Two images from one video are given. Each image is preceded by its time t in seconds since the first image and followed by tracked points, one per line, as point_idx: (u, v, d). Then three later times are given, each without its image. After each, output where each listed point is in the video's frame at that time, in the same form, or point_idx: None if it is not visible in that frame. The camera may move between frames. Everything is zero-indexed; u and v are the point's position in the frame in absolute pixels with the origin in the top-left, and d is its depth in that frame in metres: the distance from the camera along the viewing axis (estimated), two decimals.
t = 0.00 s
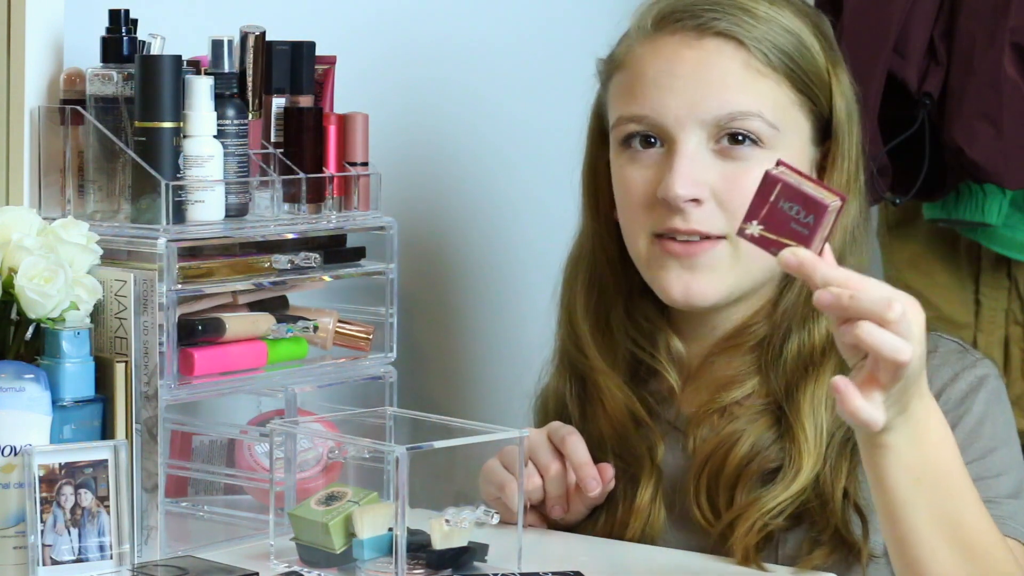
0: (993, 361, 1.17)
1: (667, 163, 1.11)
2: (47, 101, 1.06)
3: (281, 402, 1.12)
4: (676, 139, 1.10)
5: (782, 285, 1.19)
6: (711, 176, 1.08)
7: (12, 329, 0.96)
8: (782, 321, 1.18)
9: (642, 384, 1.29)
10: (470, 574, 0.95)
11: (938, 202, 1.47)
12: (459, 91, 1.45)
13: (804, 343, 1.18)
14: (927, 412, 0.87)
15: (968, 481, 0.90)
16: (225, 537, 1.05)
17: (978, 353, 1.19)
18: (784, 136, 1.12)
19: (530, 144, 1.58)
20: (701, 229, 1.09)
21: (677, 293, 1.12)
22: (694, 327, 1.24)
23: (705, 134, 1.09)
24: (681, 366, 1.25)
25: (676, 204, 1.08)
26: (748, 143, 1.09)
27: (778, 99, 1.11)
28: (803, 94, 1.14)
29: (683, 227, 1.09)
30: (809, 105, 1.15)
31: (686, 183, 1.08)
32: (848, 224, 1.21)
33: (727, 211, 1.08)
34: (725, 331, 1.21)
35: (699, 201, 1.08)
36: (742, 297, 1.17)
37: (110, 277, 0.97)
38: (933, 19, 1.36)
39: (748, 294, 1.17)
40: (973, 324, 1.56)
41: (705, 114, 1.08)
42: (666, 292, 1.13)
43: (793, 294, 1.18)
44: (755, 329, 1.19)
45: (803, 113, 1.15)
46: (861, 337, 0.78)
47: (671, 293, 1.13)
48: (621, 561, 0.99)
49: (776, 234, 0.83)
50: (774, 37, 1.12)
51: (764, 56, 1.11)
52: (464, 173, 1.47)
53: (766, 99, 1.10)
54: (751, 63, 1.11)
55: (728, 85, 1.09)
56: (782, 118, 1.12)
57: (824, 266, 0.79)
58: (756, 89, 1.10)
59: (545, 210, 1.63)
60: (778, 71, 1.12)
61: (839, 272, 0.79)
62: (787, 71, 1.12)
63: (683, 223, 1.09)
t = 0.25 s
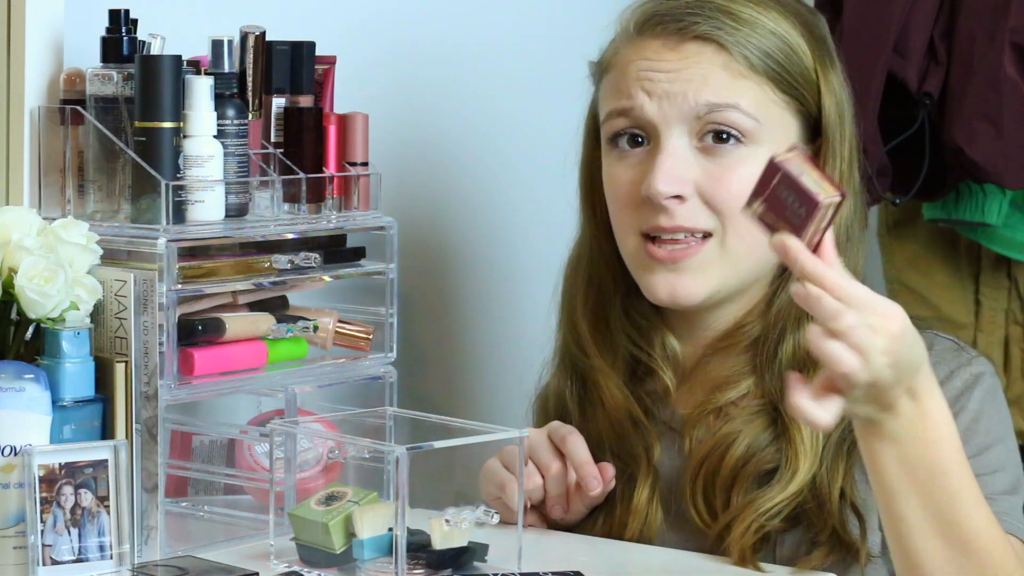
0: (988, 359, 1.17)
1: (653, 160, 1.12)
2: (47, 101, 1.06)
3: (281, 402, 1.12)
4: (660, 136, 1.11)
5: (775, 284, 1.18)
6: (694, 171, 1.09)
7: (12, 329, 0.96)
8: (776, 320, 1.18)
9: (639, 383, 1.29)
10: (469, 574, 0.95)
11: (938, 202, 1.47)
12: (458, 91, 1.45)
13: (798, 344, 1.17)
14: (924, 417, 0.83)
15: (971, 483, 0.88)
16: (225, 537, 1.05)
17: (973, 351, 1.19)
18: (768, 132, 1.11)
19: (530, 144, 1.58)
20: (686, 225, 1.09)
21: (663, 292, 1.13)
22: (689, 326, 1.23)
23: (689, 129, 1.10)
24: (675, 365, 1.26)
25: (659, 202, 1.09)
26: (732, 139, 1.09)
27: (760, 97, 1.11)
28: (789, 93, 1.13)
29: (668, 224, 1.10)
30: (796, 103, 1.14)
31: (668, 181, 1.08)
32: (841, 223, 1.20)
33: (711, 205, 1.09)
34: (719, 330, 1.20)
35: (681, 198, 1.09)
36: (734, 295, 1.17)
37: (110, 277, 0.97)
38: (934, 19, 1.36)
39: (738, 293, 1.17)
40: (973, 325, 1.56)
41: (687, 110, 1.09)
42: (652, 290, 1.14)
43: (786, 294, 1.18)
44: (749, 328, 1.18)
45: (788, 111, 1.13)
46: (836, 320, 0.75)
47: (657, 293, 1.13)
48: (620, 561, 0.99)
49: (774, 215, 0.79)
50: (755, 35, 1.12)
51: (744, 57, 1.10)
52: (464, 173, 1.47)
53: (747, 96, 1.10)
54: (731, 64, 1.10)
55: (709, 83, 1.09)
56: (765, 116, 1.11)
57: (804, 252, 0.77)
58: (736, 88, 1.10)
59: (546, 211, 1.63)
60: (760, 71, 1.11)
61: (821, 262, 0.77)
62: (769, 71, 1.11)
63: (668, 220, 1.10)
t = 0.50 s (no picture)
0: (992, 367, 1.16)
1: (641, 168, 1.11)
2: (47, 101, 1.06)
3: (281, 402, 1.12)
4: (648, 143, 1.10)
5: (765, 285, 1.19)
6: (684, 176, 1.09)
7: (12, 329, 0.96)
8: (767, 319, 1.18)
9: (635, 390, 1.29)
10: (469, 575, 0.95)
11: (938, 202, 1.47)
12: (458, 91, 1.45)
13: (788, 342, 1.17)
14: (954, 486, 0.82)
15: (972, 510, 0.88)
16: (225, 537, 1.05)
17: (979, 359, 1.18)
18: (754, 132, 1.11)
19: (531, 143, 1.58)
20: (681, 231, 1.09)
21: (660, 308, 1.13)
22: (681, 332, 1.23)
23: (677, 135, 1.09)
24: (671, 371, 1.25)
25: (652, 209, 1.09)
26: (720, 143, 1.10)
27: (744, 98, 1.11)
28: (773, 93, 1.13)
29: (662, 231, 1.10)
30: (780, 103, 1.14)
31: (660, 187, 1.08)
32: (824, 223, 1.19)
33: (703, 209, 1.09)
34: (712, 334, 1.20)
35: (674, 203, 1.08)
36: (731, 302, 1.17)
37: (110, 277, 0.97)
38: (933, 20, 1.36)
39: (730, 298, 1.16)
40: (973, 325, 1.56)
41: (674, 115, 1.09)
42: (648, 304, 1.14)
43: (776, 291, 1.18)
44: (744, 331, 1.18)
45: (773, 112, 1.14)
46: (912, 454, 0.68)
47: (653, 308, 1.13)
48: (620, 561, 0.99)
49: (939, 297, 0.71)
50: (737, 37, 1.11)
51: (729, 58, 1.10)
52: (463, 173, 1.47)
53: (732, 98, 1.10)
54: (716, 66, 1.10)
55: (695, 88, 1.09)
56: (750, 116, 1.11)
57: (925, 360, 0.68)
58: (722, 90, 1.09)
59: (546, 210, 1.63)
60: (744, 72, 1.11)
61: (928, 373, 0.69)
62: (753, 72, 1.11)
63: (661, 226, 1.10)
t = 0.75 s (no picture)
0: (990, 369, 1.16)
1: (642, 172, 1.10)
2: (48, 101, 1.06)
3: (281, 402, 1.12)
4: (651, 146, 1.09)
5: (767, 283, 1.19)
6: (687, 182, 1.08)
7: (12, 329, 0.96)
8: (767, 319, 1.18)
9: (635, 386, 1.29)
10: (469, 575, 0.95)
11: (938, 202, 1.47)
12: (458, 91, 1.45)
13: (788, 345, 1.17)
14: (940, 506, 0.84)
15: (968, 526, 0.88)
16: (224, 537, 1.05)
17: (976, 357, 1.17)
18: (758, 137, 1.11)
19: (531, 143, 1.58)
20: (679, 235, 1.09)
21: (658, 298, 1.13)
22: (682, 330, 1.23)
23: (680, 138, 1.08)
24: (673, 369, 1.24)
25: (653, 212, 1.08)
26: (723, 146, 1.08)
27: (748, 100, 1.10)
28: (776, 94, 1.13)
29: (660, 235, 1.10)
30: (783, 102, 1.14)
31: (661, 191, 1.07)
32: (829, 222, 1.19)
33: (704, 214, 1.09)
34: (713, 333, 1.20)
35: (674, 207, 1.08)
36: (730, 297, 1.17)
37: (110, 277, 0.97)
38: (933, 21, 1.36)
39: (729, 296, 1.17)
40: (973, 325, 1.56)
41: (677, 119, 1.07)
42: (647, 297, 1.14)
43: (776, 292, 1.18)
44: (744, 330, 1.18)
45: (779, 113, 1.14)
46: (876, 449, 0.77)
47: (652, 300, 1.13)
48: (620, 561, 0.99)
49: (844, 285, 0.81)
50: (740, 37, 1.12)
51: (731, 60, 1.10)
52: (463, 173, 1.47)
53: (735, 102, 1.09)
54: (719, 68, 1.10)
55: (698, 90, 1.08)
56: (753, 119, 1.11)
57: (867, 338, 0.79)
58: (724, 93, 1.09)
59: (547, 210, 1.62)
60: (747, 74, 1.11)
61: (882, 349, 0.79)
62: (756, 73, 1.11)
63: (661, 231, 1.09)
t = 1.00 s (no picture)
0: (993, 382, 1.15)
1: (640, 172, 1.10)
2: (48, 101, 1.06)
3: (281, 402, 1.12)
4: (649, 146, 1.09)
5: (768, 285, 1.19)
6: (684, 182, 1.08)
7: (12, 329, 0.96)
8: (769, 321, 1.18)
9: (635, 386, 1.30)
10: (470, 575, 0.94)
11: (938, 202, 1.47)
12: (458, 91, 1.45)
13: (791, 347, 1.18)
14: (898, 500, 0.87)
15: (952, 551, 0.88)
16: (225, 537, 1.05)
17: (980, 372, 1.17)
18: (757, 137, 1.10)
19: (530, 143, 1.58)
20: (678, 237, 1.09)
21: (657, 301, 1.13)
22: (684, 331, 1.22)
23: (677, 139, 1.08)
24: (673, 369, 1.24)
25: (650, 213, 1.09)
26: (720, 146, 1.08)
27: (747, 100, 1.10)
28: (777, 93, 1.13)
29: (658, 236, 1.10)
30: (784, 102, 1.14)
31: (658, 192, 1.07)
32: (830, 221, 1.18)
33: (702, 214, 1.09)
34: (716, 334, 1.20)
35: (672, 207, 1.08)
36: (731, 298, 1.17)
37: (110, 277, 0.97)
38: (934, 20, 1.36)
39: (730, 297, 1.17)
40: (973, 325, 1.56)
41: (674, 118, 1.07)
42: (646, 297, 1.13)
43: (779, 292, 1.18)
44: (745, 332, 1.19)
45: (780, 113, 1.13)
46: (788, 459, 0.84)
47: (651, 303, 1.13)
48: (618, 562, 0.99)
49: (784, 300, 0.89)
50: (740, 36, 1.11)
51: (730, 59, 1.10)
52: (463, 173, 1.47)
53: (734, 102, 1.09)
54: (717, 67, 1.09)
55: (696, 89, 1.08)
56: (753, 119, 1.10)
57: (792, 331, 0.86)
58: (723, 92, 1.09)
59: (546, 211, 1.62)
60: (746, 73, 1.10)
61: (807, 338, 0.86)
62: (754, 72, 1.11)
63: (659, 231, 1.10)
